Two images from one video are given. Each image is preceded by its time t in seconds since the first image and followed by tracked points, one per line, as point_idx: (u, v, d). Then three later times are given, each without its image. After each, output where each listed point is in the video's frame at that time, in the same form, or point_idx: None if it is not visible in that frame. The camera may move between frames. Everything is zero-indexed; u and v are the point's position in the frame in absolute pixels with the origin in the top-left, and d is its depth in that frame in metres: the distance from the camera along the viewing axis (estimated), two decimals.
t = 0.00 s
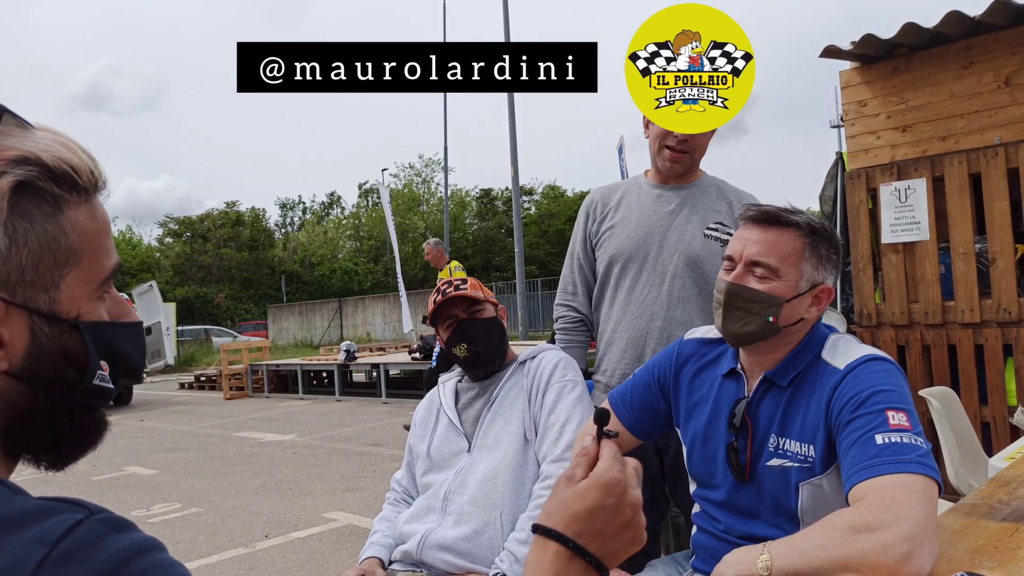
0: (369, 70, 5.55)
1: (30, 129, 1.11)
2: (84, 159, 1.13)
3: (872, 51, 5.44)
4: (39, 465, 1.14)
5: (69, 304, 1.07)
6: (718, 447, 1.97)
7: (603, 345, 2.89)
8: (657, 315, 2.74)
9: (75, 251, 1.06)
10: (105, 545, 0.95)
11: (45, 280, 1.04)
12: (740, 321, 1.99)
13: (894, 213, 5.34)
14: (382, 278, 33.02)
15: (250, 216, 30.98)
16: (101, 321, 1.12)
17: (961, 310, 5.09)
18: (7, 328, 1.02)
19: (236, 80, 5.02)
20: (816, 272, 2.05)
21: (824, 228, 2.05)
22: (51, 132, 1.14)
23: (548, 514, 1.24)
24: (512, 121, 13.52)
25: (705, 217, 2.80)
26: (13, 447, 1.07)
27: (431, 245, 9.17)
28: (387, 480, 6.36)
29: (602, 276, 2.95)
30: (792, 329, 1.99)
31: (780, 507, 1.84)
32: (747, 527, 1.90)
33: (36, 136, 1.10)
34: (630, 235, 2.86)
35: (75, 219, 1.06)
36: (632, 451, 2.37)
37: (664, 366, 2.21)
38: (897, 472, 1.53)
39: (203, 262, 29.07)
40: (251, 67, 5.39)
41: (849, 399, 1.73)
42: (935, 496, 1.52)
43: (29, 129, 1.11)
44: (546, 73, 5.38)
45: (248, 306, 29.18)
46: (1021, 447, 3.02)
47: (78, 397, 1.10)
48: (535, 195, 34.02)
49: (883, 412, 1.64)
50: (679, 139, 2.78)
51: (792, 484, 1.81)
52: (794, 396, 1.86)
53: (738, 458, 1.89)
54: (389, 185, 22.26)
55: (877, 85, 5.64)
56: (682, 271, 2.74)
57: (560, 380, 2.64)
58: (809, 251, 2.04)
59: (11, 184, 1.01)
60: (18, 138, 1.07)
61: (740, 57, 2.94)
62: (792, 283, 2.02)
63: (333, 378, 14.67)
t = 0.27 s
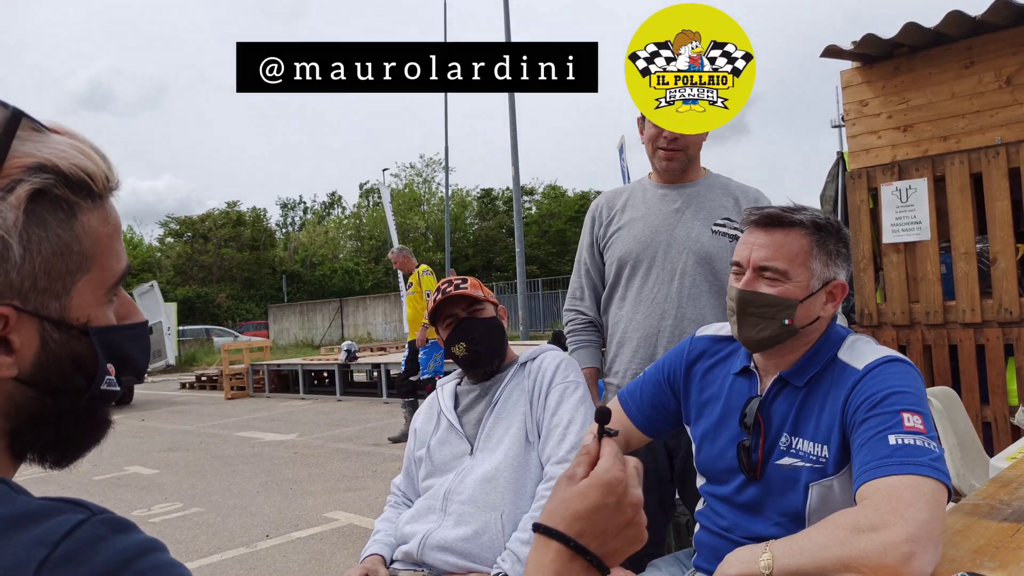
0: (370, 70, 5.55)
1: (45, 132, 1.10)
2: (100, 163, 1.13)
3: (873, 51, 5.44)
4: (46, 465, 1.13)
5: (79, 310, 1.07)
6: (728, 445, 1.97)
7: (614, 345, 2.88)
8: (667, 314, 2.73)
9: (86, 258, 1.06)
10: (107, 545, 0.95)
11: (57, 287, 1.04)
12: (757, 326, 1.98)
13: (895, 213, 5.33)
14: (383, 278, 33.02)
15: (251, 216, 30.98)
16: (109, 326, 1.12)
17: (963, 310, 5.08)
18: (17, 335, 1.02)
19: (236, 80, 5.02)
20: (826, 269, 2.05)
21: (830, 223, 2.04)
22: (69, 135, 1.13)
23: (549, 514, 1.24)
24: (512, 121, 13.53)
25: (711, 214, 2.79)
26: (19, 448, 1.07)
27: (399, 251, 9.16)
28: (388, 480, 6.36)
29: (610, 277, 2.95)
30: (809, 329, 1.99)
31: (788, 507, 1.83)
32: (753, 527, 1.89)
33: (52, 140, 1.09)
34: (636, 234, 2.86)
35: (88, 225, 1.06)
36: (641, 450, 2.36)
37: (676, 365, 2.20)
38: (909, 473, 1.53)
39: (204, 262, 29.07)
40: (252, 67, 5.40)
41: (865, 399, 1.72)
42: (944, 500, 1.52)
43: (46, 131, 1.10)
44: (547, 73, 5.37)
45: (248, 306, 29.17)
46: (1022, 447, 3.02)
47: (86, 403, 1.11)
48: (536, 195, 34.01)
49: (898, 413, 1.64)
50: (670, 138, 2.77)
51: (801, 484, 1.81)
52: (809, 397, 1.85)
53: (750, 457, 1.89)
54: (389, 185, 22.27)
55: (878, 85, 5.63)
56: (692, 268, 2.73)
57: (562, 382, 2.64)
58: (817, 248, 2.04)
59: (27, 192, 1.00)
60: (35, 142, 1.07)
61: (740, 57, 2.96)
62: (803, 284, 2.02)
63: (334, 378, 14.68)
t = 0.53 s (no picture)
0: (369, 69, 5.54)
1: (76, 143, 1.10)
2: (126, 179, 1.12)
3: (872, 51, 5.44)
4: (45, 471, 1.13)
5: (95, 325, 1.07)
6: (731, 444, 1.97)
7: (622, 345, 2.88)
8: (674, 314, 2.73)
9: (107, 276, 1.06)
10: (98, 558, 0.95)
11: (77, 303, 1.03)
12: (758, 331, 1.97)
13: (892, 213, 5.34)
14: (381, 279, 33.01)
15: (249, 216, 30.96)
16: (120, 339, 1.12)
17: (959, 310, 5.09)
18: (33, 350, 1.01)
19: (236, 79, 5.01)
20: (817, 263, 2.04)
21: (812, 216, 2.04)
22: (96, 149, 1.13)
23: (541, 513, 1.23)
24: (511, 121, 13.53)
25: (715, 212, 2.79)
26: (19, 454, 1.07)
27: (363, 249, 8.90)
28: (386, 480, 6.35)
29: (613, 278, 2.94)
30: (811, 325, 1.98)
31: (794, 505, 1.83)
32: (760, 526, 1.88)
33: (83, 152, 1.09)
34: (639, 235, 2.86)
35: (111, 241, 1.06)
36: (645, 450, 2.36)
37: (677, 363, 2.20)
38: (912, 472, 1.53)
39: (202, 262, 29.04)
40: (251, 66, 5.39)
41: (871, 397, 1.73)
42: (946, 500, 1.52)
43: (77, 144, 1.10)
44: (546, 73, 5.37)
45: (246, 307, 29.13)
46: (1021, 446, 3.02)
47: (98, 415, 1.13)
48: (534, 196, 34.00)
49: (903, 412, 1.64)
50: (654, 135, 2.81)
51: (808, 481, 1.80)
52: (814, 395, 1.85)
53: (754, 456, 1.88)
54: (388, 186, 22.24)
55: (876, 85, 5.64)
56: (697, 268, 2.73)
57: (558, 381, 2.64)
58: (804, 243, 2.03)
59: (58, 210, 1.00)
60: (67, 155, 1.06)
61: (747, 54, 2.98)
62: (796, 282, 2.01)
63: (332, 378, 14.67)
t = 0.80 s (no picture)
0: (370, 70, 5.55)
1: (68, 133, 1.12)
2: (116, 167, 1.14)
3: (871, 51, 5.45)
4: (39, 469, 1.13)
5: (91, 310, 1.07)
6: (733, 448, 1.96)
7: (631, 353, 2.85)
8: (682, 318, 2.72)
9: (103, 259, 1.07)
10: (100, 554, 0.94)
11: (74, 286, 1.04)
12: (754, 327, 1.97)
13: (892, 213, 5.35)
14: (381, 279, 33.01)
15: (249, 216, 30.96)
16: (113, 329, 1.12)
17: (959, 310, 5.09)
18: (31, 332, 1.01)
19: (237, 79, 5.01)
20: (811, 258, 2.05)
21: (806, 213, 2.05)
22: (86, 138, 1.15)
23: (544, 510, 1.24)
24: (511, 121, 13.53)
25: (714, 213, 2.79)
26: (15, 451, 1.07)
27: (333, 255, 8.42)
28: (386, 480, 6.35)
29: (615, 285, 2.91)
30: (806, 322, 1.99)
31: (802, 507, 1.83)
32: (768, 529, 1.88)
33: (75, 141, 1.11)
34: (640, 241, 2.85)
35: (106, 226, 1.07)
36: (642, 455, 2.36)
37: (671, 367, 2.20)
38: (915, 470, 1.53)
39: (201, 262, 29.04)
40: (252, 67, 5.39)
41: (874, 394, 1.73)
42: (949, 497, 1.52)
43: (70, 132, 1.13)
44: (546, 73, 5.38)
45: (246, 307, 29.13)
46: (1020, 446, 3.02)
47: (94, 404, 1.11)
48: (534, 196, 34.00)
49: (906, 410, 1.64)
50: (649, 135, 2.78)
51: (815, 483, 1.80)
52: (816, 396, 1.85)
53: (758, 458, 1.88)
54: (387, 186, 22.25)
55: (875, 85, 5.65)
56: (702, 271, 2.72)
57: (559, 382, 2.64)
58: (799, 240, 2.04)
59: (56, 189, 1.01)
60: (59, 142, 1.08)
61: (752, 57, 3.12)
62: (791, 277, 2.02)
63: (331, 378, 14.67)
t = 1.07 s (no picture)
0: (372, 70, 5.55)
1: (44, 124, 1.12)
2: (101, 157, 1.14)
3: (872, 51, 5.44)
4: (53, 466, 1.15)
5: (84, 305, 1.07)
6: (728, 454, 1.96)
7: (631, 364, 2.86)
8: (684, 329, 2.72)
9: (89, 251, 1.07)
10: (106, 554, 0.95)
11: (60, 281, 1.04)
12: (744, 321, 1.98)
13: (893, 213, 5.35)
14: (382, 279, 33.02)
15: (250, 216, 30.95)
16: (114, 322, 1.13)
17: (960, 310, 5.09)
18: (21, 331, 1.02)
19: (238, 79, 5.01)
20: (800, 255, 2.06)
21: (794, 213, 2.08)
22: (67, 129, 1.15)
23: (549, 510, 1.24)
24: (511, 121, 13.52)
25: (705, 218, 2.78)
26: (25, 451, 1.08)
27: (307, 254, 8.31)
28: (387, 480, 6.35)
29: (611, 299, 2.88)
30: (796, 316, 1.99)
31: (797, 514, 1.83)
32: (760, 533, 1.89)
33: (50, 131, 1.11)
34: (633, 253, 2.83)
35: (90, 216, 1.07)
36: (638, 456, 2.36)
37: (666, 371, 2.19)
38: (911, 473, 1.53)
39: (202, 262, 29.04)
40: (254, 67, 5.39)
41: (870, 399, 1.73)
42: (945, 499, 1.52)
43: (42, 122, 1.12)
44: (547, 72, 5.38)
45: (247, 307, 29.16)
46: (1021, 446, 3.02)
47: (93, 400, 1.12)
48: (534, 196, 33.98)
49: (901, 413, 1.64)
50: (632, 147, 2.71)
51: (811, 489, 1.81)
52: (811, 401, 1.85)
53: (754, 465, 1.88)
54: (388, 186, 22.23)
55: (876, 85, 5.64)
56: (698, 280, 2.72)
57: (559, 383, 2.64)
58: (787, 237, 2.07)
59: (25, 182, 1.01)
60: (32, 133, 1.08)
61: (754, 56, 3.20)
62: (780, 271, 2.04)
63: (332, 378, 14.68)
